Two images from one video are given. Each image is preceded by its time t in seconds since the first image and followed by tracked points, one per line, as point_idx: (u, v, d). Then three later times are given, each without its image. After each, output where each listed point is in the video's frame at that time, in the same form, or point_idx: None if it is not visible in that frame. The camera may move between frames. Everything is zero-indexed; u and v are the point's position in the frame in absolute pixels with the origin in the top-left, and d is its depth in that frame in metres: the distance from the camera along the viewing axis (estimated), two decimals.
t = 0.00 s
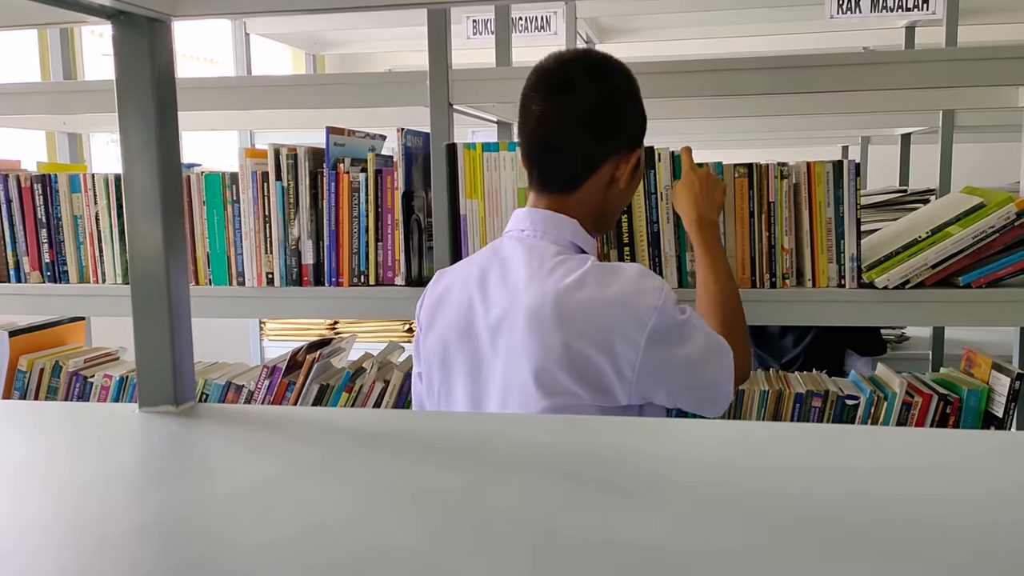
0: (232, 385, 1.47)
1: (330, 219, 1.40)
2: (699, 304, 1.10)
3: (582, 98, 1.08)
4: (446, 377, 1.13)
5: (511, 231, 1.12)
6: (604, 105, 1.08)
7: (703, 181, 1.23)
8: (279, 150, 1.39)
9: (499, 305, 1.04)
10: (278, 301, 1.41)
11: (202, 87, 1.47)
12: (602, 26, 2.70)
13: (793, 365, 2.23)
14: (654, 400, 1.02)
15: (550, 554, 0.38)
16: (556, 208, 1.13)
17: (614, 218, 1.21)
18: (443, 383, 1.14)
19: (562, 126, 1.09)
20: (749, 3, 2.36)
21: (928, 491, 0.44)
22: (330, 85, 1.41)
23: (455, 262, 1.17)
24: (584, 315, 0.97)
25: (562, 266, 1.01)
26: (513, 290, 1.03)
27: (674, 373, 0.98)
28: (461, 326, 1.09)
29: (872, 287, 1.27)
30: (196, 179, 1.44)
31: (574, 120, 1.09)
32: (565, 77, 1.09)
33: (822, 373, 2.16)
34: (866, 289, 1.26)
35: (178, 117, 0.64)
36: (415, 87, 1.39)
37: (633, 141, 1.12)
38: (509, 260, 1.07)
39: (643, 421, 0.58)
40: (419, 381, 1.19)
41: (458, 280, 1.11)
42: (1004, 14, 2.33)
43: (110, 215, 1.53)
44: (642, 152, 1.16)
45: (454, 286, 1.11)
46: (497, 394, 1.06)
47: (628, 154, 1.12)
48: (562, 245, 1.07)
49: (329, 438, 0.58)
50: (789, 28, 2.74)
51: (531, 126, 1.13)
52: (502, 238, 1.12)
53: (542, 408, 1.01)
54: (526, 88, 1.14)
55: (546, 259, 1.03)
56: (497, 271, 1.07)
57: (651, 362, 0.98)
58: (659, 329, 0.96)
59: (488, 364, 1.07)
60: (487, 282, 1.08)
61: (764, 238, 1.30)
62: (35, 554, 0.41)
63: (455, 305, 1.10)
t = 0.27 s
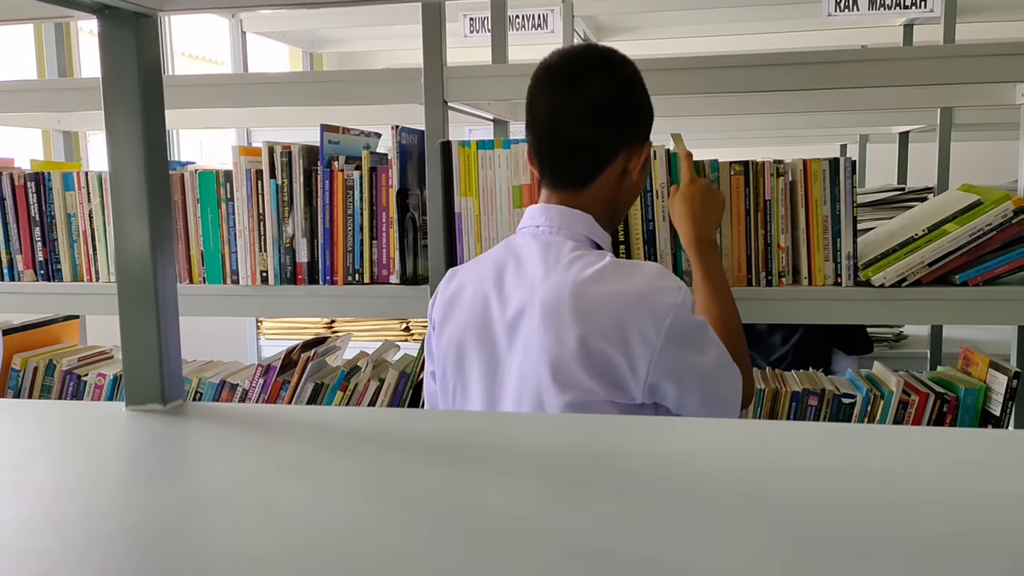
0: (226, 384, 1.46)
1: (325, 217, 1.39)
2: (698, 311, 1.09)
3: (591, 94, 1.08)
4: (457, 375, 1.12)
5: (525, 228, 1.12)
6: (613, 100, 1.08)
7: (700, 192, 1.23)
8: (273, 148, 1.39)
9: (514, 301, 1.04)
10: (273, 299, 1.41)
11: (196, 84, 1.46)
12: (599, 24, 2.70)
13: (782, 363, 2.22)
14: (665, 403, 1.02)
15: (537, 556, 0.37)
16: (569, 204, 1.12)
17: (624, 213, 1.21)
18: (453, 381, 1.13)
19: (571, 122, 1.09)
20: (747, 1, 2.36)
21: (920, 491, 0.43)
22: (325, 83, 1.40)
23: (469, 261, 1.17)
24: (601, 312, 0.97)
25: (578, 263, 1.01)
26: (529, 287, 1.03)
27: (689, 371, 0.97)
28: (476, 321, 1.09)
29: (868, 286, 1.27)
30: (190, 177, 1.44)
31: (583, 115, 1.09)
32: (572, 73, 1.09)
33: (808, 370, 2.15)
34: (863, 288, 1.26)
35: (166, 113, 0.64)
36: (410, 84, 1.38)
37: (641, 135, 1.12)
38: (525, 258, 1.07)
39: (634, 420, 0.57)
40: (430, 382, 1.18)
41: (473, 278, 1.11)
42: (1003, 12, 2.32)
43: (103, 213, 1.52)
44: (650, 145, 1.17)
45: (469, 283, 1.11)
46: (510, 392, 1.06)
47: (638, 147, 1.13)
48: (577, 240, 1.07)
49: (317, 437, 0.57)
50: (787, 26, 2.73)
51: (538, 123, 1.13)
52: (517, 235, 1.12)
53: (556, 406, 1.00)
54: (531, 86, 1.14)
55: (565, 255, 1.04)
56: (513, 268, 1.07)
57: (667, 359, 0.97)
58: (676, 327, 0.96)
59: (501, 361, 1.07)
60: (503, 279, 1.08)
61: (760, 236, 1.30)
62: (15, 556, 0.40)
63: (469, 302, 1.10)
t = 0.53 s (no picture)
0: (219, 385, 1.46)
1: (318, 217, 1.39)
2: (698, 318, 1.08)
3: (594, 93, 1.07)
4: (460, 375, 1.12)
5: (532, 228, 1.12)
6: (616, 98, 1.08)
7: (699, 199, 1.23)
8: (267, 147, 1.38)
9: (518, 300, 1.04)
10: (266, 299, 1.40)
11: (190, 84, 1.46)
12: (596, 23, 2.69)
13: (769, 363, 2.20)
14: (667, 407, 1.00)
15: (515, 559, 0.37)
16: (574, 204, 1.12)
17: (629, 214, 1.20)
18: (456, 381, 1.13)
19: (574, 121, 1.08)
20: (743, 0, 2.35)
21: (907, 493, 0.43)
22: (319, 82, 1.40)
23: (476, 261, 1.18)
24: (602, 312, 0.97)
25: (581, 263, 1.01)
26: (532, 286, 1.03)
27: (690, 375, 0.96)
28: (479, 320, 1.09)
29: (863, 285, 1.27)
30: (183, 177, 1.43)
31: (586, 114, 1.08)
32: (575, 72, 1.09)
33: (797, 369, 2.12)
34: (858, 287, 1.25)
35: (150, 113, 0.63)
36: (404, 83, 1.38)
37: (645, 133, 1.12)
38: (531, 257, 1.07)
39: (621, 421, 0.57)
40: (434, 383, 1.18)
41: (479, 277, 1.11)
42: (1000, 11, 2.31)
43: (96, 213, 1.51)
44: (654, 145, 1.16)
45: (475, 282, 1.12)
46: (511, 392, 1.05)
47: (642, 146, 1.12)
48: (582, 240, 1.07)
49: (301, 438, 0.57)
50: (784, 25, 2.73)
51: (542, 124, 1.12)
52: (524, 235, 1.12)
53: (555, 407, 1.00)
54: (534, 86, 1.13)
55: (569, 255, 1.04)
56: (519, 267, 1.08)
57: (666, 361, 0.96)
58: (677, 330, 0.95)
59: (504, 360, 1.07)
60: (508, 278, 1.08)
61: (755, 236, 1.29)
62: None
63: (474, 301, 1.10)
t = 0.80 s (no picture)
0: (212, 384, 1.46)
1: (311, 215, 1.38)
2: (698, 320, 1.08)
3: (593, 90, 1.07)
4: (456, 374, 1.11)
5: (531, 227, 1.12)
6: (615, 95, 1.07)
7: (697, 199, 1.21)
8: (259, 145, 1.37)
9: (517, 298, 1.03)
10: (259, 298, 1.40)
11: (182, 82, 1.45)
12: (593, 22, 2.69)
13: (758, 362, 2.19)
14: (666, 407, 0.99)
15: (497, 562, 0.36)
16: (574, 202, 1.11)
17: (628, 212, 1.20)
18: (452, 381, 1.12)
19: (573, 119, 1.07)
20: None
21: (897, 493, 0.42)
22: (313, 80, 1.39)
23: (474, 260, 1.17)
24: (601, 310, 0.96)
25: (580, 262, 1.00)
26: (531, 284, 1.03)
27: (689, 375, 0.96)
28: (476, 319, 1.08)
29: (858, 284, 1.26)
30: (176, 175, 1.43)
31: (585, 112, 1.07)
32: (574, 70, 1.08)
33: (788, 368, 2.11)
34: (853, 286, 1.25)
35: (133, 111, 0.63)
36: (398, 81, 1.37)
37: (644, 130, 1.11)
38: (530, 255, 1.06)
39: (610, 420, 0.56)
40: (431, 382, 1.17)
41: (477, 275, 1.11)
42: (998, 9, 2.31)
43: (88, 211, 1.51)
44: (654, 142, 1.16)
45: (473, 280, 1.11)
46: (508, 390, 1.04)
47: (641, 142, 1.12)
48: (581, 238, 1.07)
49: (286, 437, 0.56)
50: (782, 24, 2.72)
51: (541, 122, 1.11)
52: (522, 234, 1.12)
53: (552, 405, 0.99)
54: (532, 84, 1.12)
55: (567, 253, 1.03)
56: (517, 265, 1.07)
57: (666, 361, 0.95)
58: (676, 329, 0.94)
59: (501, 359, 1.06)
60: (507, 276, 1.07)
61: (750, 234, 1.29)
62: None
63: (472, 299, 1.09)
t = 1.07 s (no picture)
0: (206, 384, 1.45)
1: (305, 214, 1.37)
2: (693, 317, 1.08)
3: (591, 89, 1.06)
4: (451, 373, 1.11)
5: (527, 225, 1.11)
6: (613, 94, 1.06)
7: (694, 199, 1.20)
8: (253, 144, 1.36)
9: (512, 297, 1.03)
10: (253, 298, 1.39)
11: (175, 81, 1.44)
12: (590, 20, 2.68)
13: (754, 361, 2.18)
14: (661, 407, 0.99)
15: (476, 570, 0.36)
16: (571, 201, 1.10)
17: (624, 211, 1.19)
18: (446, 379, 1.11)
19: (571, 118, 1.07)
20: None
21: (885, 499, 0.42)
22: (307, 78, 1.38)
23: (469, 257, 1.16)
24: (596, 310, 0.95)
25: (575, 261, 0.99)
26: (526, 284, 1.02)
27: (684, 375, 0.95)
28: (471, 317, 1.07)
29: (854, 283, 1.25)
30: (169, 174, 1.42)
31: (583, 110, 1.06)
32: (572, 68, 1.07)
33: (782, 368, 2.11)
34: (849, 285, 1.24)
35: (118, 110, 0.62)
36: (392, 79, 1.36)
37: (641, 129, 1.11)
38: (525, 254, 1.05)
39: (598, 422, 0.55)
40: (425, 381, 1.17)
41: (472, 273, 1.10)
42: (996, 8, 2.30)
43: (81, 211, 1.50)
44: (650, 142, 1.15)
45: (468, 279, 1.10)
46: (502, 390, 1.04)
47: (638, 142, 1.11)
48: (578, 238, 1.06)
49: (271, 438, 0.55)
50: (780, 22, 2.71)
51: (537, 121, 1.10)
52: (518, 232, 1.11)
53: (546, 405, 0.98)
54: (528, 83, 1.11)
55: (562, 252, 1.02)
56: (513, 264, 1.06)
57: (661, 362, 0.95)
58: (672, 330, 0.94)
59: (496, 358, 1.05)
60: (502, 275, 1.06)
61: (745, 233, 1.28)
62: None
63: (467, 297, 1.09)
